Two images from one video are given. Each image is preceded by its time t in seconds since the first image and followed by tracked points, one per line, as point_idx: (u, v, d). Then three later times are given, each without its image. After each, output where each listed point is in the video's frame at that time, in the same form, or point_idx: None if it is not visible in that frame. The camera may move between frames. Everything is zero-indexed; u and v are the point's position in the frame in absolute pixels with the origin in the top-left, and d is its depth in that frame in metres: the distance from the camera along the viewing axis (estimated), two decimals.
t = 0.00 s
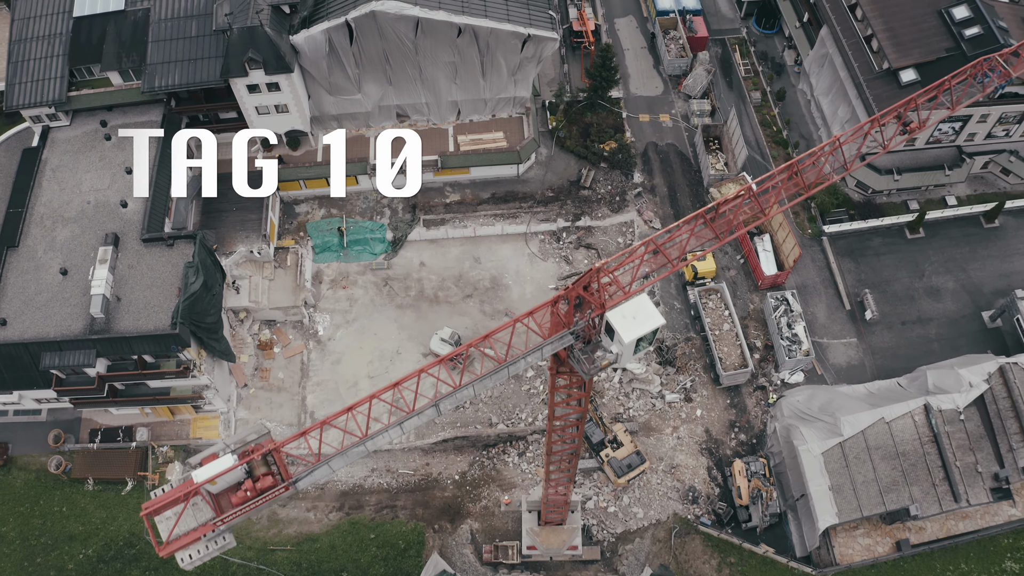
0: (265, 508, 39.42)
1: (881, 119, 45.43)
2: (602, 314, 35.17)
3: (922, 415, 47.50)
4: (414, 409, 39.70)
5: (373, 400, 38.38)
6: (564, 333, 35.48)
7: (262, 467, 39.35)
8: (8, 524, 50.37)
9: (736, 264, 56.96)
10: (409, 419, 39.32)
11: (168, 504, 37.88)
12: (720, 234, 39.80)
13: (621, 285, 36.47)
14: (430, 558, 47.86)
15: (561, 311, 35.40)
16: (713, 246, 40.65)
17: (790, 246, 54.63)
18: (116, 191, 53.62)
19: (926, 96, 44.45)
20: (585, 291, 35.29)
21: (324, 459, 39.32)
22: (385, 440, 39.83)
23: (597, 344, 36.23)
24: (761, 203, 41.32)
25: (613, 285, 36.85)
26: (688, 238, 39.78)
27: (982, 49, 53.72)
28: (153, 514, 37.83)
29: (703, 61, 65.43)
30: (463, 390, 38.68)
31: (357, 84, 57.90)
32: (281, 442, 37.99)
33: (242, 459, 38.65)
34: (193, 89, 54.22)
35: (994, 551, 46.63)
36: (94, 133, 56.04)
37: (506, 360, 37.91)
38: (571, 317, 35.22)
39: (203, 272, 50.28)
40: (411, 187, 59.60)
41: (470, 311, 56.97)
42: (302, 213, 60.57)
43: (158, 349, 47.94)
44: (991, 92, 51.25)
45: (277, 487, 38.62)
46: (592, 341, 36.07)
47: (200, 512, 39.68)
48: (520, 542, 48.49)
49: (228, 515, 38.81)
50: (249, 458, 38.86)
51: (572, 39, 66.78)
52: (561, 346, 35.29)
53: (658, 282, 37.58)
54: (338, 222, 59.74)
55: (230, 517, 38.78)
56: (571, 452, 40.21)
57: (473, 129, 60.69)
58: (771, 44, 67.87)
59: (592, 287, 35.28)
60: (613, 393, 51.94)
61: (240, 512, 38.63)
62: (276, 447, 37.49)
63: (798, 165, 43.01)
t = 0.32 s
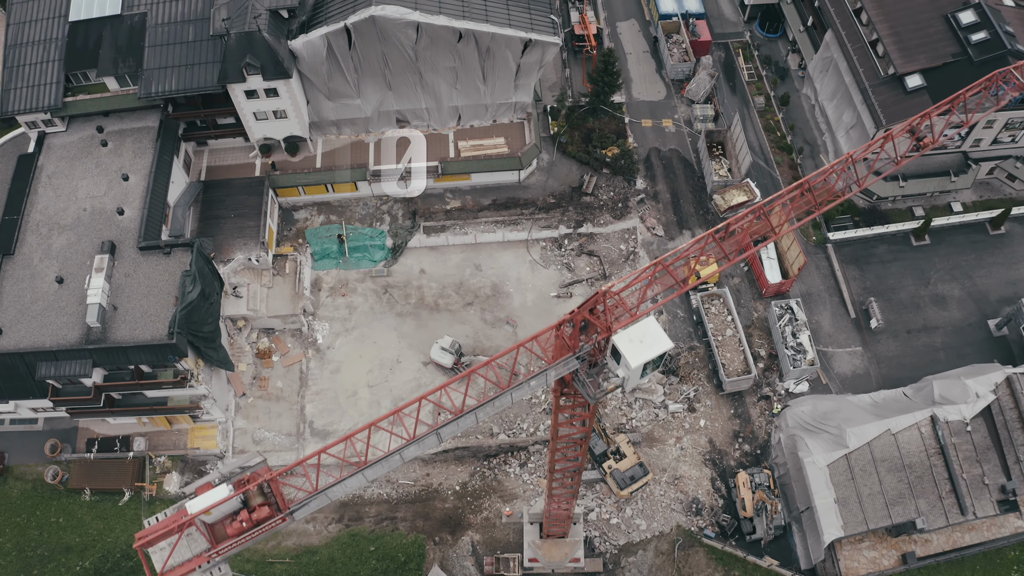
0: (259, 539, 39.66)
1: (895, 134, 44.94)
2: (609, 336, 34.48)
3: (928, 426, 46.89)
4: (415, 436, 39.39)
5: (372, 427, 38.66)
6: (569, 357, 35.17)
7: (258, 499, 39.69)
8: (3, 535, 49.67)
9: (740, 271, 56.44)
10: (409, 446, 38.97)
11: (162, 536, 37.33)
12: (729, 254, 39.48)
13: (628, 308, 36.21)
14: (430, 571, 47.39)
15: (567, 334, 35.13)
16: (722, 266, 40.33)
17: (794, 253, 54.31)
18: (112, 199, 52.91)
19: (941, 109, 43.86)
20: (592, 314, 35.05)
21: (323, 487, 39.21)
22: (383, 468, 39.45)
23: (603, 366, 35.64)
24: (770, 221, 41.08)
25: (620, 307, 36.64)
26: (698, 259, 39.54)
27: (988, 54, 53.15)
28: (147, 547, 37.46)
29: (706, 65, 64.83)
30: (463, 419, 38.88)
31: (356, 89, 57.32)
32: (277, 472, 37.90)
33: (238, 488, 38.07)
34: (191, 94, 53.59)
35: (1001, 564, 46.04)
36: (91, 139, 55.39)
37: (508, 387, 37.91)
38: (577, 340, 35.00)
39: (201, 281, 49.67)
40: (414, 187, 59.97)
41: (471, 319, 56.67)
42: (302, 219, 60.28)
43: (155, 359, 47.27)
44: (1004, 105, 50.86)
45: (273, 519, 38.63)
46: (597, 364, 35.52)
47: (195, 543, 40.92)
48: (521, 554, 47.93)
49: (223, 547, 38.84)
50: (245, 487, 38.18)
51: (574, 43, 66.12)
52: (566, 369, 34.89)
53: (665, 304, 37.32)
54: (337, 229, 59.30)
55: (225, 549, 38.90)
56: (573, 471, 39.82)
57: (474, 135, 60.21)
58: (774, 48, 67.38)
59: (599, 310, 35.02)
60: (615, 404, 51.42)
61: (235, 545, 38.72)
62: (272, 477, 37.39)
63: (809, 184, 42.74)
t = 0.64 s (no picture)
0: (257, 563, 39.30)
1: (905, 148, 44.62)
2: (614, 356, 35.13)
3: (934, 432, 46.32)
4: (417, 458, 39.54)
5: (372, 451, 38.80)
6: (574, 377, 35.78)
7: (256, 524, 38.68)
8: None
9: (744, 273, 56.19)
10: (410, 470, 39.10)
11: (156, 564, 37.26)
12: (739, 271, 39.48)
13: (634, 326, 36.56)
14: None
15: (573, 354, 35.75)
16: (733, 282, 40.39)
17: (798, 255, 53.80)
18: (108, 200, 52.26)
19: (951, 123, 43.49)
20: (598, 334, 35.55)
21: (321, 512, 39.10)
22: (383, 491, 39.48)
23: (609, 385, 36.32)
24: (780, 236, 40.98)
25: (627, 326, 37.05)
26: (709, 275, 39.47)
27: (995, 54, 52.52)
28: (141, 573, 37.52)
29: (709, 63, 64.32)
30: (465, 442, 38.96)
31: (356, 89, 56.60)
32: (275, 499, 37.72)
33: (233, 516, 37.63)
34: (187, 94, 52.84)
35: (1007, 570, 45.51)
36: (87, 140, 54.69)
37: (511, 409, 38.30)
38: (583, 360, 35.52)
39: (198, 284, 49.19)
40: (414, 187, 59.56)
41: (471, 321, 56.12)
42: (300, 220, 59.74)
43: (152, 363, 46.89)
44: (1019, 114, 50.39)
45: (272, 546, 38.31)
46: (603, 382, 36.41)
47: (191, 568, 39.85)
48: (522, 560, 47.54)
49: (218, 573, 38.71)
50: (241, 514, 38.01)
51: (575, 41, 65.62)
52: (572, 389, 35.62)
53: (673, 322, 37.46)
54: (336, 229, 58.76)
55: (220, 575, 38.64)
56: (577, 484, 39.71)
57: (475, 134, 59.59)
58: (778, 46, 66.65)
59: (605, 330, 35.57)
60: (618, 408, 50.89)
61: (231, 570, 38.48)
62: (268, 503, 37.09)
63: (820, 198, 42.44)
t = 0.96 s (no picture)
0: None
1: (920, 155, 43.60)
2: (622, 370, 34.70)
3: (940, 431, 45.90)
4: (416, 477, 38.18)
5: (370, 470, 37.10)
6: (580, 393, 35.18)
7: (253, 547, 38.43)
8: None
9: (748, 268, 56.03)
10: (410, 489, 37.72)
11: None
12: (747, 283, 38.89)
13: (642, 339, 36.03)
14: None
15: (579, 369, 35.09)
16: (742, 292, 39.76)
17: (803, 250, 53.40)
18: (104, 195, 51.53)
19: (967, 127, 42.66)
20: (605, 348, 34.98)
21: (318, 532, 37.75)
22: (381, 511, 38.06)
23: (615, 398, 35.98)
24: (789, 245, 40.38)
25: (634, 339, 36.58)
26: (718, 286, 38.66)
27: (1004, 46, 52.25)
28: None
29: (714, 54, 63.38)
30: (466, 461, 37.67)
31: (356, 81, 55.72)
32: (272, 521, 36.31)
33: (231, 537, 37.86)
34: (184, 87, 51.95)
35: (1013, 570, 45.12)
36: (82, 133, 53.86)
37: (515, 427, 37.00)
38: (590, 376, 34.95)
39: (195, 281, 48.60)
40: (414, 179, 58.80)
41: (472, 316, 55.55)
42: (298, 213, 58.97)
43: (149, 361, 46.14)
44: None
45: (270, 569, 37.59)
46: (609, 396, 35.96)
47: None
48: (524, 559, 47.26)
49: None
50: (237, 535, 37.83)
51: (577, 30, 64.79)
52: (579, 405, 35.08)
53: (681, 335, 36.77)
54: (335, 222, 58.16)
55: None
56: (580, 489, 39.18)
57: (476, 126, 58.78)
58: (783, 36, 65.67)
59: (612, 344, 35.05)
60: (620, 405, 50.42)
61: None
62: (266, 526, 35.67)
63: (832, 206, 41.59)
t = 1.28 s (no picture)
0: None
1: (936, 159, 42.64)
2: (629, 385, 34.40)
3: (946, 428, 45.44)
4: (417, 496, 35.87)
5: (369, 490, 35.25)
6: (586, 408, 34.77)
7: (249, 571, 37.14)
8: None
9: (752, 261, 55.55)
10: (411, 509, 35.35)
11: None
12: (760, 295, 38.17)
13: (650, 352, 35.71)
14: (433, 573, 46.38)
15: (585, 386, 34.71)
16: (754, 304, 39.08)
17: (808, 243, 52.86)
18: (99, 187, 50.69)
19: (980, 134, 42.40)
20: (611, 363, 34.75)
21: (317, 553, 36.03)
22: (380, 533, 35.70)
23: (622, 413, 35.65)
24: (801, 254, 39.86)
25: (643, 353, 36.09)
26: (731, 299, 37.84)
27: (1011, 38, 51.20)
28: None
29: (717, 42, 62.46)
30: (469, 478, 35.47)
31: (354, 71, 54.74)
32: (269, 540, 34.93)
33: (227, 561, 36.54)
34: (180, 78, 50.97)
35: (1017, 568, 44.85)
36: (77, 125, 52.92)
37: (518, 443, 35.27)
38: (596, 391, 34.53)
39: (192, 275, 47.86)
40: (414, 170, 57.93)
41: (473, 308, 54.93)
42: (296, 204, 58.16)
43: (146, 357, 45.52)
44: None
45: None
46: (615, 410, 35.53)
47: None
48: (526, 555, 46.94)
49: None
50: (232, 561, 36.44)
51: (580, 17, 63.72)
52: (586, 421, 34.58)
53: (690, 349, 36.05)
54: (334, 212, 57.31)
55: None
56: (584, 493, 38.81)
57: (476, 116, 57.82)
58: (788, 24, 64.54)
59: (619, 359, 34.80)
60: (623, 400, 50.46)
61: None
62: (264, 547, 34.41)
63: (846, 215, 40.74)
